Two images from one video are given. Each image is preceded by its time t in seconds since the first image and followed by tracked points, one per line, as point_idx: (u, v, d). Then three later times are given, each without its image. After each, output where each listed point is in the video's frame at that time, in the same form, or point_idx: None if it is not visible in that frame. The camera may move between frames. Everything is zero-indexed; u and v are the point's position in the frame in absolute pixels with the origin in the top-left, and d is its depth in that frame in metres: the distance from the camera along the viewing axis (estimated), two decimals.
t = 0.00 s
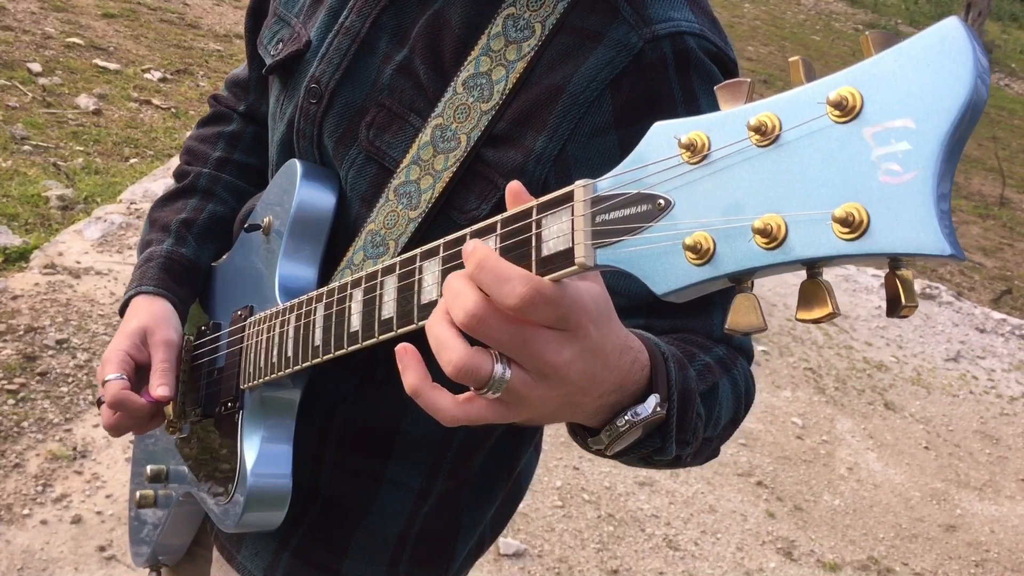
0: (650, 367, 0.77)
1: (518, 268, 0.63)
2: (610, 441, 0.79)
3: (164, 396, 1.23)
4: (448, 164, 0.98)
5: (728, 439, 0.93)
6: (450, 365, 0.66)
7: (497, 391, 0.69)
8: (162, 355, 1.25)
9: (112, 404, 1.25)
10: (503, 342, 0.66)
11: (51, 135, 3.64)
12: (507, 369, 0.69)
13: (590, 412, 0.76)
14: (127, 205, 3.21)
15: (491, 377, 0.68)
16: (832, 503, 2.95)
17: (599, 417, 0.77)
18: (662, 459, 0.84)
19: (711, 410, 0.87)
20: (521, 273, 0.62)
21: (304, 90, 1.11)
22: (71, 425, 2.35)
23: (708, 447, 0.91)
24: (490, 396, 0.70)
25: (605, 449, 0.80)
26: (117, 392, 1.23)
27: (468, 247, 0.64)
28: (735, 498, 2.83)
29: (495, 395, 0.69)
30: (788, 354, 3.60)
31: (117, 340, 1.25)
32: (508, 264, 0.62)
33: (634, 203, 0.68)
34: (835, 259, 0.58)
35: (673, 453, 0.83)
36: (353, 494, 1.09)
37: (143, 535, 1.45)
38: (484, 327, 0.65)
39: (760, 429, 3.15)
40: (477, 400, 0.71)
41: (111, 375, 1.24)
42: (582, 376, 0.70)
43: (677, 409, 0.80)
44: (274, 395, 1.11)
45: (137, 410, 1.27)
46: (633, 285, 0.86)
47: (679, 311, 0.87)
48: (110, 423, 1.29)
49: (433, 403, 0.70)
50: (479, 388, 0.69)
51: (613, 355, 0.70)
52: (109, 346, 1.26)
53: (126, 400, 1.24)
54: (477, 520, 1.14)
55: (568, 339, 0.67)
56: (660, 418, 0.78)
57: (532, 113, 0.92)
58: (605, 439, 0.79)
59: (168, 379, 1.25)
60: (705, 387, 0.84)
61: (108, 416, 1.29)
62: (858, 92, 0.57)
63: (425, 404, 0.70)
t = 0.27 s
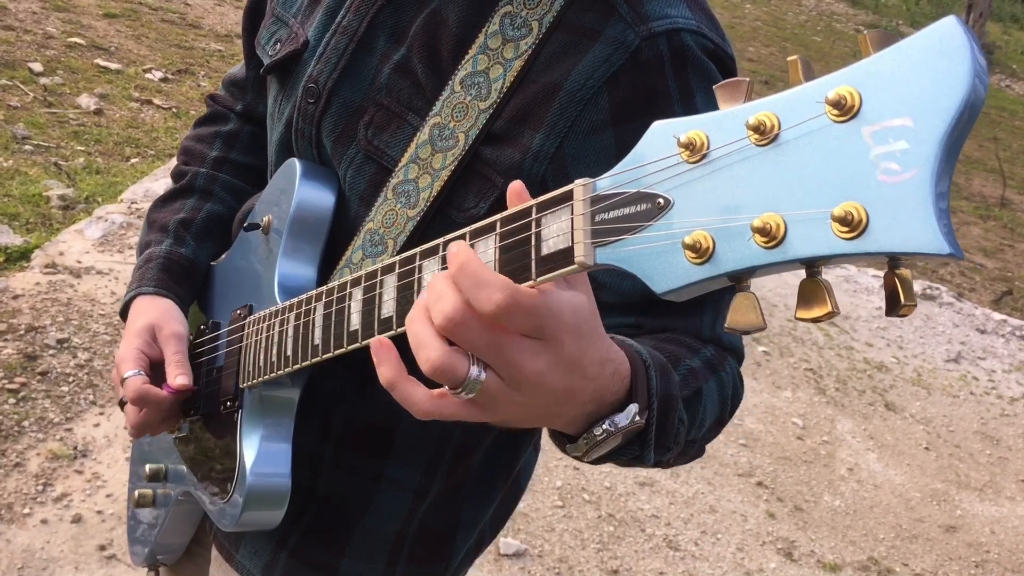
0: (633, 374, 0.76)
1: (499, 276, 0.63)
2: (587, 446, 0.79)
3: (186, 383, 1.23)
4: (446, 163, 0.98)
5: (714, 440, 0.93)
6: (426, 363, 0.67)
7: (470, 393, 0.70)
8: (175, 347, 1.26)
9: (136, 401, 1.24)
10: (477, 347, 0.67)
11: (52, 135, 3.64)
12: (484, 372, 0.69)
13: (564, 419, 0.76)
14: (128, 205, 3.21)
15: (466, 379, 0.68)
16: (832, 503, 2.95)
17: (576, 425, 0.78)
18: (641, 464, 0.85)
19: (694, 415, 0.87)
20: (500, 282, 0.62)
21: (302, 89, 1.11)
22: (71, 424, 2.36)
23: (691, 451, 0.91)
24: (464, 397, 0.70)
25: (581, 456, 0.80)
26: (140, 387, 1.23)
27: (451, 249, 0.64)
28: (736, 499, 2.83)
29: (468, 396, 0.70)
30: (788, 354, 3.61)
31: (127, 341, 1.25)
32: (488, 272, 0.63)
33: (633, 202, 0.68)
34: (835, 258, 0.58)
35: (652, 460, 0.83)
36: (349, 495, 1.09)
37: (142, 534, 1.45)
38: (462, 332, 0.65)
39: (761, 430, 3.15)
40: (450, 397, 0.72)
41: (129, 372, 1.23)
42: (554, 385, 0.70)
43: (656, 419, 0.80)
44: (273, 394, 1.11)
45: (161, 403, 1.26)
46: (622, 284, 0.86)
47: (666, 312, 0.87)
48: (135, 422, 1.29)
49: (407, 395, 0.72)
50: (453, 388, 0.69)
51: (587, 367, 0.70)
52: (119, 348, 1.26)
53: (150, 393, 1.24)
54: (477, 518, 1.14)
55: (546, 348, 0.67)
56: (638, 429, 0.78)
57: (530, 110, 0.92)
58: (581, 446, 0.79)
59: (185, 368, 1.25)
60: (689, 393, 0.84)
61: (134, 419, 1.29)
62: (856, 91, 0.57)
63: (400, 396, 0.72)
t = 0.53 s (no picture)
0: (592, 408, 0.77)
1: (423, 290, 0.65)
2: (539, 466, 0.79)
3: (172, 376, 1.22)
4: (447, 163, 0.98)
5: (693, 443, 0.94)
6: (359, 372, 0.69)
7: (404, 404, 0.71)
8: (168, 338, 1.24)
9: (121, 390, 1.24)
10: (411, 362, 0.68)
11: (52, 133, 3.64)
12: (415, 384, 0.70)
13: (518, 434, 0.77)
14: (129, 203, 3.21)
15: (398, 391, 0.70)
16: (833, 503, 2.94)
17: (531, 441, 0.78)
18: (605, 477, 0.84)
19: (665, 430, 0.86)
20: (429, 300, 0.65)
21: (303, 89, 1.12)
22: (71, 423, 2.36)
23: (667, 455, 0.91)
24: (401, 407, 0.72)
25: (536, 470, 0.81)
26: (124, 376, 1.22)
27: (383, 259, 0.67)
28: (736, 499, 2.83)
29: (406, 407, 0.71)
30: (789, 354, 3.61)
31: (124, 327, 1.25)
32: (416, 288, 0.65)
33: (634, 201, 0.68)
34: (836, 257, 0.58)
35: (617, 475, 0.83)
36: (351, 492, 1.09)
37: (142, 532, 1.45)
38: (395, 347, 0.67)
39: (761, 429, 3.15)
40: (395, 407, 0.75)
41: (118, 361, 1.23)
42: (497, 403, 0.71)
43: (615, 443, 0.80)
44: (274, 392, 1.11)
45: (144, 394, 1.26)
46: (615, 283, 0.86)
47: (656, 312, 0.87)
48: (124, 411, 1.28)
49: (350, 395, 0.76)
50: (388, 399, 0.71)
51: (532, 389, 0.72)
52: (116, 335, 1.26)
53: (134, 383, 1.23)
54: (482, 515, 1.13)
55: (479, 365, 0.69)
56: (591, 455, 0.78)
57: (530, 109, 0.92)
58: (534, 462, 0.79)
59: (175, 361, 1.24)
60: (656, 412, 0.84)
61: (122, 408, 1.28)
62: (857, 89, 0.58)
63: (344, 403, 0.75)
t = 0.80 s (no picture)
0: (654, 351, 0.76)
1: (536, 249, 0.63)
2: (594, 414, 0.78)
3: (184, 346, 1.24)
4: (449, 158, 0.97)
5: (722, 437, 0.93)
6: (457, 336, 0.67)
7: (499, 368, 0.70)
8: (174, 314, 1.25)
9: (135, 366, 1.24)
10: (512, 324, 0.67)
11: (53, 131, 3.64)
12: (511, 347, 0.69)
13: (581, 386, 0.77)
14: (129, 201, 3.21)
15: (496, 354, 0.69)
16: (833, 502, 2.94)
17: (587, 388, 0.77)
18: (649, 444, 0.84)
19: (708, 407, 0.86)
20: (544, 263, 0.63)
21: (305, 86, 1.11)
22: (72, 421, 2.35)
23: (700, 445, 0.90)
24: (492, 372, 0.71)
25: (585, 421, 0.79)
26: (136, 352, 1.23)
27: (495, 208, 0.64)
28: (736, 497, 2.83)
29: (499, 371, 0.70)
30: (789, 352, 3.61)
31: (129, 310, 1.26)
32: (532, 251, 0.63)
33: (633, 191, 0.67)
34: (835, 246, 0.57)
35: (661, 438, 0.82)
36: (354, 489, 1.08)
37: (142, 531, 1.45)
38: (497, 307, 0.65)
39: (762, 428, 3.15)
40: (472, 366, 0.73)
41: (128, 339, 1.24)
42: (581, 362, 0.71)
43: (669, 399, 0.79)
44: (274, 389, 1.11)
45: (160, 367, 1.26)
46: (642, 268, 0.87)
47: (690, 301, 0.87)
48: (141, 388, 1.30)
49: (430, 352, 0.73)
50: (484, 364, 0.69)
51: (614, 345, 0.72)
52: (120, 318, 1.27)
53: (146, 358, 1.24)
54: (480, 515, 1.14)
55: (580, 326, 0.69)
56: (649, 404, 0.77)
57: (532, 104, 0.92)
58: (587, 410, 0.78)
59: (184, 334, 1.25)
60: (705, 378, 0.85)
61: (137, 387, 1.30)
62: (858, 77, 0.57)
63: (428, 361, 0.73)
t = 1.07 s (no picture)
0: (669, 355, 0.76)
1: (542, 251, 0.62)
2: (612, 421, 0.78)
3: (183, 345, 1.22)
4: (450, 157, 0.97)
5: (730, 438, 0.92)
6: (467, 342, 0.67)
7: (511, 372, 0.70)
8: (175, 315, 1.25)
9: (133, 364, 1.23)
10: (521, 327, 0.67)
11: (51, 128, 3.63)
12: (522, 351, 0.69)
13: (596, 388, 0.76)
14: (128, 198, 3.20)
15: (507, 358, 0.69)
16: (833, 499, 2.94)
17: (604, 395, 0.78)
18: (663, 449, 0.84)
19: (719, 406, 0.86)
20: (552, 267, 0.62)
21: (306, 84, 1.11)
22: (71, 418, 2.35)
23: (711, 445, 0.90)
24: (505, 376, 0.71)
25: (601, 427, 0.80)
26: (135, 349, 1.22)
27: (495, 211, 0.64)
28: (736, 494, 2.83)
29: (511, 375, 0.70)
30: (789, 349, 3.61)
31: (130, 306, 1.26)
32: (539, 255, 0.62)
33: (635, 196, 0.67)
34: (839, 254, 0.57)
35: (678, 443, 0.82)
36: (354, 488, 1.08)
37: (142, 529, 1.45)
38: (505, 310, 0.65)
39: (761, 425, 3.15)
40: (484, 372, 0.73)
41: (128, 336, 1.23)
42: (593, 363, 0.71)
43: (685, 402, 0.79)
44: (274, 389, 1.11)
45: (159, 366, 1.24)
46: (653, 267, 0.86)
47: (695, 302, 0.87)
48: (136, 388, 1.28)
49: (440, 363, 0.73)
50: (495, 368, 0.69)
51: (627, 344, 0.71)
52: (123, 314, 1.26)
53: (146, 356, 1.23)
54: (480, 514, 1.13)
55: (590, 327, 0.68)
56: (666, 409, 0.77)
57: (533, 103, 0.91)
58: (604, 417, 0.79)
59: (185, 333, 1.24)
60: (716, 380, 0.84)
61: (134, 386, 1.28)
62: (864, 83, 0.56)
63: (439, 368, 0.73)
